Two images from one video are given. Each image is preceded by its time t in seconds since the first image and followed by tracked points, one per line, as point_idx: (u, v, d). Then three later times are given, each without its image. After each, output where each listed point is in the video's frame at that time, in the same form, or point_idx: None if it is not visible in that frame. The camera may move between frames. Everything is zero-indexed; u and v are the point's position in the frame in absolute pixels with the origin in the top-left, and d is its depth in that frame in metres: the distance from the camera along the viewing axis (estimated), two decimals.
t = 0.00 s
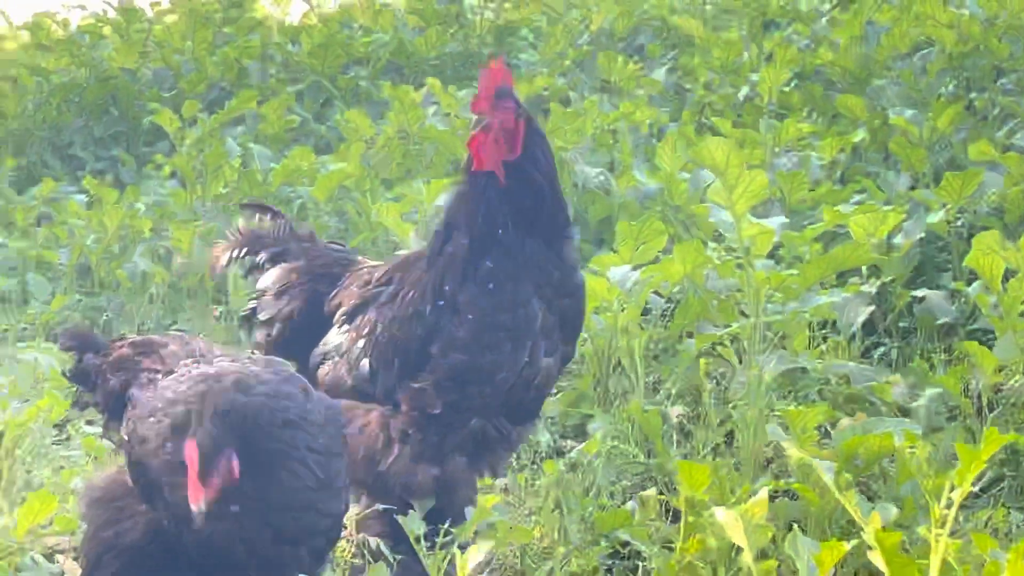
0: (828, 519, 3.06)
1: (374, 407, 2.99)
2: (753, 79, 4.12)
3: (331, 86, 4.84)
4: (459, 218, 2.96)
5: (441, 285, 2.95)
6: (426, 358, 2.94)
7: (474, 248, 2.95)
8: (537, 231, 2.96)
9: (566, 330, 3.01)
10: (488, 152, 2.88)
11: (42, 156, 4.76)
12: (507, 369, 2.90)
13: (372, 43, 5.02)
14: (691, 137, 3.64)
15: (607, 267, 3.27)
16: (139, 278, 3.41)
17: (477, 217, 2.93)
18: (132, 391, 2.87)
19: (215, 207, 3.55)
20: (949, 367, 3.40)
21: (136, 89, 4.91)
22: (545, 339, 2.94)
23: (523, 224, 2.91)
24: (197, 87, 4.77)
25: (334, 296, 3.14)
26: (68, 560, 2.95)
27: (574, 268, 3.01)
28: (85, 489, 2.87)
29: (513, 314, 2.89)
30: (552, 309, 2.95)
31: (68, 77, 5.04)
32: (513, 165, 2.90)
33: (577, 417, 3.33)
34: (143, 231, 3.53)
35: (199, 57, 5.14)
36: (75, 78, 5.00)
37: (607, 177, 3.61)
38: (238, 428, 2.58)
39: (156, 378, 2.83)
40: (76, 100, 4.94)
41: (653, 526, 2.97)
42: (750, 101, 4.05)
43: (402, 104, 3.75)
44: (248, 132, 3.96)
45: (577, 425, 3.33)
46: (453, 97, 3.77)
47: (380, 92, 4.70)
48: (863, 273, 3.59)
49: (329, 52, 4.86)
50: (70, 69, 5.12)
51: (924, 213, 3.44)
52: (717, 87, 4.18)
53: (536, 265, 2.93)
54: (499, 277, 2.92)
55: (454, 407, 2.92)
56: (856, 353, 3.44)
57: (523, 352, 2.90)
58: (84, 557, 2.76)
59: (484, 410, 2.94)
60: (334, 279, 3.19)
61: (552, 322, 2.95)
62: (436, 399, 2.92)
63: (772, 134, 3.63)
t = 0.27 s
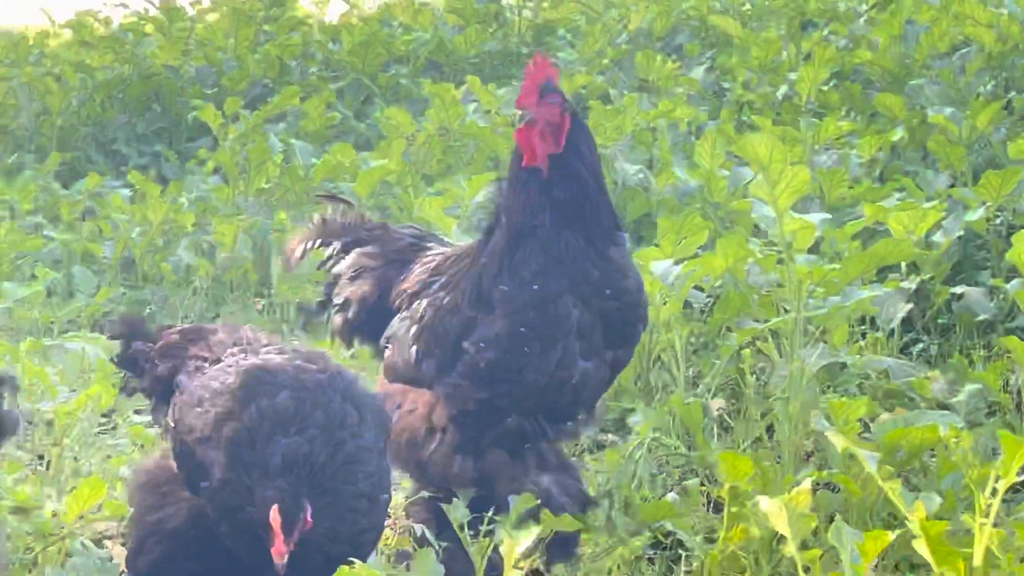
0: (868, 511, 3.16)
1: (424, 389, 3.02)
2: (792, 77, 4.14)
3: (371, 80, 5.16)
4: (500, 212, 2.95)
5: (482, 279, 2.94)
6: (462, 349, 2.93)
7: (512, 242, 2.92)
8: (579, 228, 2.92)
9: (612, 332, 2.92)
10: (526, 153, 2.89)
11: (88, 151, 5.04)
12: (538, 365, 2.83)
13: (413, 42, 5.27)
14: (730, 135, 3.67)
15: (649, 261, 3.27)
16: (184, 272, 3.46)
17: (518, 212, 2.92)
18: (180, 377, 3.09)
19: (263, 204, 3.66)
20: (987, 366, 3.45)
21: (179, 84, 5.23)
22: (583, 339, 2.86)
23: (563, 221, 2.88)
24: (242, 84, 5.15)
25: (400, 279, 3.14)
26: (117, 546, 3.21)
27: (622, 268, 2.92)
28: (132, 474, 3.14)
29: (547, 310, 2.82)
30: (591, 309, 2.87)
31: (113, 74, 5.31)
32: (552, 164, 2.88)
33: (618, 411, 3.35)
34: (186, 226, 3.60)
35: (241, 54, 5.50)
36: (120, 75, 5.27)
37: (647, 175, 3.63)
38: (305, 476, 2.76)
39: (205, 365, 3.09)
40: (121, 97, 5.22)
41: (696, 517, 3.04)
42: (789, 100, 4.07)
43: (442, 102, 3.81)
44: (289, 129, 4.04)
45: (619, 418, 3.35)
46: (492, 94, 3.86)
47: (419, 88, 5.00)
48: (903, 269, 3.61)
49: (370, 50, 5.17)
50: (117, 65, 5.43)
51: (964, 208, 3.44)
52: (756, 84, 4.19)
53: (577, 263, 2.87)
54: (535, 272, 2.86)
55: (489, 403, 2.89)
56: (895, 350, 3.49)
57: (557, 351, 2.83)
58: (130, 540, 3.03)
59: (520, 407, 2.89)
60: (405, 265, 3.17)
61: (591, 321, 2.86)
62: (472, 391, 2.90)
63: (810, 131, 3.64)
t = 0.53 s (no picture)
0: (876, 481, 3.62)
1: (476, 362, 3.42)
2: (800, 92, 4.50)
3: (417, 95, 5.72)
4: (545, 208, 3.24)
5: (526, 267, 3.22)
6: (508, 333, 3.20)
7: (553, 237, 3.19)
8: (615, 225, 3.16)
9: (644, 326, 3.13)
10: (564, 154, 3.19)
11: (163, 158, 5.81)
12: (568, 347, 3.07)
13: (456, 60, 5.87)
14: (744, 143, 4.04)
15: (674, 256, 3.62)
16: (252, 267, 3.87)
17: (559, 208, 3.20)
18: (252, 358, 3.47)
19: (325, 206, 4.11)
20: (980, 352, 3.78)
21: (244, 100, 5.92)
22: (613, 328, 3.07)
23: (597, 217, 3.13)
24: (299, 98, 5.85)
25: (468, 272, 3.42)
26: (195, 510, 3.67)
27: (657, 267, 3.13)
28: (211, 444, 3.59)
29: (579, 297, 3.06)
30: (621, 300, 3.08)
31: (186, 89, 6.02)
32: (587, 165, 3.15)
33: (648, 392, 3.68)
34: (252, 226, 4.03)
35: (300, 71, 6.15)
36: (192, 90, 6.00)
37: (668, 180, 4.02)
38: (368, 447, 3.11)
39: (274, 347, 3.49)
40: (195, 109, 5.96)
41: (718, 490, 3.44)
42: (799, 114, 4.34)
43: (483, 114, 4.23)
44: (342, 139, 4.50)
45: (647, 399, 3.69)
46: (528, 107, 4.30)
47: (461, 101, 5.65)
48: (903, 265, 3.98)
49: (416, 68, 5.76)
50: (187, 82, 6.11)
51: (960, 211, 3.83)
52: (766, 99, 4.57)
53: (610, 257, 3.11)
54: (569, 261, 3.11)
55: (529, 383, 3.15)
56: (895, 337, 3.86)
57: (586, 336, 3.05)
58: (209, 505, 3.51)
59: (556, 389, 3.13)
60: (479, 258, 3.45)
61: (620, 311, 3.07)
62: (514, 371, 3.16)
63: (819, 141, 4.00)
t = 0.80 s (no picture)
0: (845, 452, 4.05)
1: (508, 347, 4.01)
2: (780, 117, 5.12)
3: (450, 120, 6.43)
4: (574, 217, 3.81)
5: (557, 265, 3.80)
6: (536, 316, 3.78)
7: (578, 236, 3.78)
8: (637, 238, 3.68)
9: (650, 318, 3.66)
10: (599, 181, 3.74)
11: (232, 174, 6.48)
12: (580, 327, 3.64)
13: (484, 89, 6.55)
14: (732, 160, 4.66)
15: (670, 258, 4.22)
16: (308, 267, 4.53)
17: (588, 219, 3.76)
18: (310, 344, 4.05)
19: (371, 217, 4.77)
20: (937, 340, 4.36)
21: (302, 125, 6.62)
22: (621, 316, 3.62)
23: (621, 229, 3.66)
24: (349, 122, 6.60)
25: (512, 272, 3.99)
26: (261, 476, 4.27)
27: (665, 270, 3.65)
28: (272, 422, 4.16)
29: (594, 289, 3.63)
30: (630, 295, 3.62)
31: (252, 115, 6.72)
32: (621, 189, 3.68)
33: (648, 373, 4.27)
34: (308, 232, 4.69)
35: (349, 98, 6.85)
36: (257, 115, 6.72)
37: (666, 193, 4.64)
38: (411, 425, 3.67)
39: (330, 336, 4.07)
40: (258, 131, 6.67)
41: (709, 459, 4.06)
42: (780, 137, 4.91)
43: (507, 135, 4.94)
44: (386, 159, 5.23)
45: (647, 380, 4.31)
46: (546, 131, 4.96)
47: (488, 125, 6.33)
48: (870, 267, 4.57)
49: (449, 97, 6.44)
50: (249, 110, 6.84)
51: (919, 219, 4.46)
52: (751, 123, 5.18)
53: (626, 261, 3.64)
54: (590, 261, 3.67)
55: (549, 357, 3.70)
56: (864, 327, 4.50)
57: (597, 320, 3.61)
58: (270, 473, 4.04)
59: (571, 364, 3.68)
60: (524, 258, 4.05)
61: (628, 304, 3.61)
62: (537, 345, 3.73)
63: (797, 159, 4.61)
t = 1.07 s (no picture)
0: (831, 433, 4.46)
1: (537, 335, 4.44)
2: (769, 128, 5.57)
3: (469, 131, 6.92)
4: (608, 231, 4.20)
5: (592, 273, 4.19)
6: (564, 312, 4.20)
7: (609, 249, 4.17)
8: (664, 260, 4.03)
9: (669, 330, 4.01)
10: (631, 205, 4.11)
11: (273, 181, 6.93)
12: (602, 330, 4.05)
13: (500, 104, 7.06)
14: (725, 167, 5.12)
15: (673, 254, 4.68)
16: (341, 265, 5.07)
17: (620, 236, 4.14)
18: (346, 335, 4.45)
19: (399, 219, 5.27)
20: (913, 330, 4.77)
21: (335, 137, 7.17)
22: (640, 327, 4.00)
23: (649, 252, 4.02)
24: (377, 135, 7.11)
25: (552, 271, 4.41)
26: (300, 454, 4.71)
27: (685, 289, 4.00)
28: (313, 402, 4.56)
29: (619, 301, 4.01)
30: (650, 309, 3.99)
31: (286, 128, 7.25)
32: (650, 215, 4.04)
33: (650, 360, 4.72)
34: (342, 234, 5.18)
35: (377, 113, 7.39)
36: (294, 128, 7.25)
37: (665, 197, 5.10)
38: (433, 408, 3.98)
39: (364, 328, 4.45)
40: (294, 144, 7.19)
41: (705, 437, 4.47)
42: (769, 145, 5.44)
43: (520, 146, 5.47)
44: (411, 165, 5.83)
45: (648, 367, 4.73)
46: (556, 141, 5.46)
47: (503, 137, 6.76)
48: (851, 264, 5.00)
49: (467, 112, 7.01)
50: (283, 123, 7.39)
51: (897, 221, 4.90)
52: (742, 134, 5.64)
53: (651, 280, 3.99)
54: (619, 277, 4.05)
55: (573, 351, 4.12)
56: (847, 319, 4.89)
57: (617, 328, 4.01)
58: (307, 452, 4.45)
59: (593, 360, 4.10)
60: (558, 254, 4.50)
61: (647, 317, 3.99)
62: (563, 340, 4.16)
63: (786, 166, 5.06)
